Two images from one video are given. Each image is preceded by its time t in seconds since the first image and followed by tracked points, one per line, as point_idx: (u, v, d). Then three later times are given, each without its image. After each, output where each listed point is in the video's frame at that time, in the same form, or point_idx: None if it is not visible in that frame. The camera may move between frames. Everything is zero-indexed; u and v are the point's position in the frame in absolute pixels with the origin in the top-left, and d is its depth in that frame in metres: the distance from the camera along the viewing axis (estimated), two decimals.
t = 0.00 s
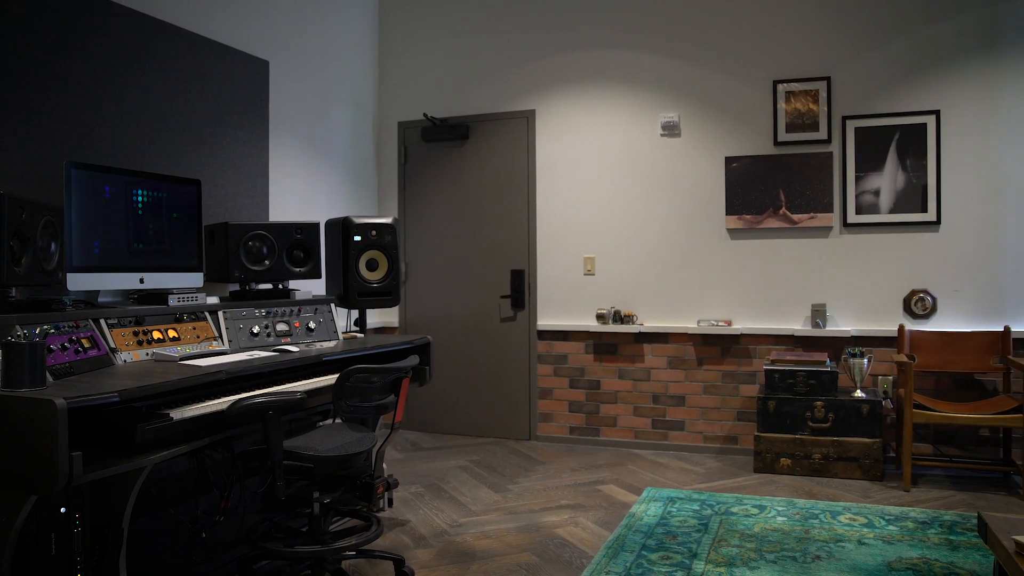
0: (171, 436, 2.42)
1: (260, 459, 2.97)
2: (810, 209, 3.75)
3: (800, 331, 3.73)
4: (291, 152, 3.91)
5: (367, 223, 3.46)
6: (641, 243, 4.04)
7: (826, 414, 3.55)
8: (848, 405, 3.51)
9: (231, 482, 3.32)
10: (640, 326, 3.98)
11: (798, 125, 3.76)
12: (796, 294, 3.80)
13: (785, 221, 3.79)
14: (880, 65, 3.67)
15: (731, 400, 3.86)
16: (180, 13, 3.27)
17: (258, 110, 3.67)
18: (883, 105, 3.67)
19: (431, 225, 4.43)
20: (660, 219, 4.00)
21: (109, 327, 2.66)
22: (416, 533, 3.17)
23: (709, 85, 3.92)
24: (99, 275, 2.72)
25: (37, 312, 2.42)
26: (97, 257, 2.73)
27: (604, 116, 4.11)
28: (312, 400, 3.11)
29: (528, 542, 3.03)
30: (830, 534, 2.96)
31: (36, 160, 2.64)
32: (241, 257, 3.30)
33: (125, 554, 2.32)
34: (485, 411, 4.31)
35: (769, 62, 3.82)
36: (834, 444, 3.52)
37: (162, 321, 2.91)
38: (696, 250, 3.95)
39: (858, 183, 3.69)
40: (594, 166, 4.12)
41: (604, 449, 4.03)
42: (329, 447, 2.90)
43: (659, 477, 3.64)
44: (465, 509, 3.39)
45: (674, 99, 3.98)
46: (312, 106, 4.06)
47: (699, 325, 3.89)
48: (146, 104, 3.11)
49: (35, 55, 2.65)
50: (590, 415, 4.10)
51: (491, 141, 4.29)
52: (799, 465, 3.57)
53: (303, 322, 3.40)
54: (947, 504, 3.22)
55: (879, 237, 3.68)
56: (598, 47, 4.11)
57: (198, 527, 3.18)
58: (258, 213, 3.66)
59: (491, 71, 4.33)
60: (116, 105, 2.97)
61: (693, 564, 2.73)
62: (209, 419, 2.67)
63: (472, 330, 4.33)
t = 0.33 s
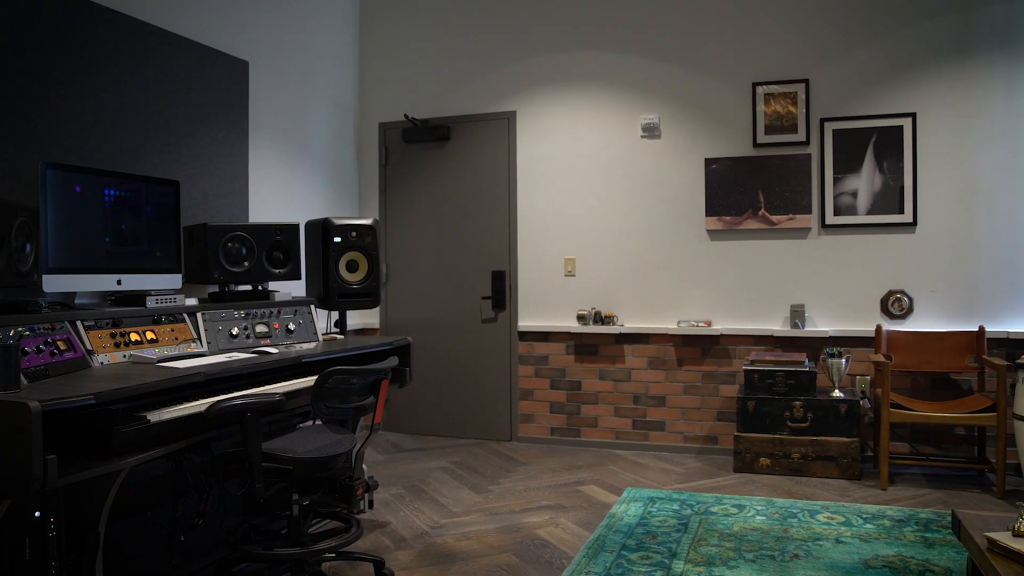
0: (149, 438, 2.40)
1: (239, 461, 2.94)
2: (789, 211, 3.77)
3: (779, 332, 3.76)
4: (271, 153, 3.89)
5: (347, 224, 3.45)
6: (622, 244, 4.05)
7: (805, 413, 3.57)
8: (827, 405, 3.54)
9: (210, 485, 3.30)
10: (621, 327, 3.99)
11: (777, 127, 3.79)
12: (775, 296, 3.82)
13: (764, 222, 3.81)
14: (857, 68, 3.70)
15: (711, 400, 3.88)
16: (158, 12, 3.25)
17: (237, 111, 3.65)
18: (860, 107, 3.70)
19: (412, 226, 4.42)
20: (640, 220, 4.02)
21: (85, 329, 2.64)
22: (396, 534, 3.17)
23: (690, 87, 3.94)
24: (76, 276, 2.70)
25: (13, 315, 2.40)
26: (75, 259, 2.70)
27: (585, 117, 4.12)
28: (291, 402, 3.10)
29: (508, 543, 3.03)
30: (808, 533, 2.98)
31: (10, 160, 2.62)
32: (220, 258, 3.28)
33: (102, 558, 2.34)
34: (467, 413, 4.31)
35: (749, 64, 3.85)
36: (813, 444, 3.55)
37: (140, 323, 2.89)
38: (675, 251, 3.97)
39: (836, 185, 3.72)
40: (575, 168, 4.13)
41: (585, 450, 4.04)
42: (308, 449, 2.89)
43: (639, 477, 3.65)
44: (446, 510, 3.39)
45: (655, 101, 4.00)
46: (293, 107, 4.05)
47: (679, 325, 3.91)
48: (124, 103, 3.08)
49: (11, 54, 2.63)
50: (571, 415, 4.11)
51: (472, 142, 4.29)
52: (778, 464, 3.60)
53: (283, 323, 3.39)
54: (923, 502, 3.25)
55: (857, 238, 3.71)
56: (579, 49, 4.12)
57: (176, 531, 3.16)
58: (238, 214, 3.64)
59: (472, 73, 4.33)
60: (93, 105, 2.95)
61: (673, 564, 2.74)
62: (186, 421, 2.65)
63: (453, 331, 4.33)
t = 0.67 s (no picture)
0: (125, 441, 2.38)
1: (217, 464, 2.92)
2: (768, 212, 3.80)
3: (758, 332, 3.78)
4: (251, 154, 3.88)
5: (327, 225, 3.45)
6: (602, 245, 4.07)
7: (784, 413, 3.60)
8: (806, 405, 3.57)
9: (189, 488, 3.27)
10: (602, 328, 4.00)
11: (756, 129, 3.81)
12: (754, 297, 3.85)
13: (743, 223, 3.84)
14: (835, 71, 3.73)
15: (691, 400, 3.90)
16: (136, 12, 3.22)
17: (216, 112, 3.63)
18: (838, 109, 3.74)
19: (394, 227, 4.42)
20: (621, 221, 4.04)
21: (62, 331, 2.62)
22: (377, 536, 3.16)
23: (670, 88, 3.96)
24: (52, 278, 2.67)
25: None
26: (52, 260, 2.68)
27: (567, 118, 4.13)
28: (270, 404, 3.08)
29: (489, 544, 3.03)
30: (787, 531, 3.00)
31: None
32: (199, 260, 3.26)
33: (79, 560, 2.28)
34: (449, 414, 4.31)
35: (728, 67, 3.87)
36: (792, 444, 3.57)
37: (118, 325, 2.86)
38: (656, 252, 3.99)
39: (815, 187, 3.75)
40: (557, 169, 4.14)
41: (567, 451, 4.04)
42: (287, 451, 2.87)
43: (620, 477, 3.67)
44: (427, 511, 3.38)
45: (635, 103, 4.01)
46: (273, 108, 4.04)
47: (660, 326, 3.92)
48: (102, 103, 3.05)
49: None
50: (552, 416, 4.12)
51: (453, 143, 4.29)
52: (758, 464, 3.62)
53: (263, 325, 3.37)
54: (901, 500, 3.28)
55: (835, 240, 3.74)
56: (561, 51, 4.13)
57: (155, 535, 3.13)
58: (217, 215, 3.62)
59: (453, 74, 4.33)
60: (70, 104, 2.92)
61: (653, 563, 2.75)
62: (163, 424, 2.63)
63: (435, 332, 4.32)
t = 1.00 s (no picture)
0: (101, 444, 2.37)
1: (195, 467, 2.90)
2: (748, 213, 3.83)
3: (738, 333, 3.81)
4: (230, 154, 3.86)
5: (307, 226, 3.44)
6: (582, 246, 4.08)
7: (763, 413, 3.62)
8: (784, 405, 3.59)
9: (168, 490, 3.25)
10: (582, 329, 4.02)
11: (736, 131, 3.84)
12: (735, 298, 3.87)
13: (723, 224, 3.86)
14: (812, 73, 3.77)
15: (672, 401, 3.92)
16: (114, 11, 3.20)
17: (195, 112, 3.61)
18: (816, 111, 3.77)
19: (375, 228, 4.41)
20: (602, 222, 4.05)
21: (37, 333, 2.59)
22: (357, 538, 3.15)
23: (650, 90, 3.98)
24: (28, 279, 2.65)
25: None
26: (29, 261, 2.66)
27: (547, 120, 4.14)
28: (248, 406, 3.07)
29: (469, 545, 3.02)
30: (766, 531, 3.02)
31: None
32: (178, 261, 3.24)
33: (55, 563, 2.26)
34: (431, 415, 4.30)
35: (708, 69, 3.89)
36: (771, 444, 3.60)
37: (95, 327, 2.84)
38: (636, 253, 4.00)
39: (794, 188, 3.78)
40: (538, 170, 4.15)
41: (548, 452, 4.05)
42: (267, 453, 2.86)
43: (601, 478, 3.68)
44: (407, 513, 3.38)
45: (616, 104, 4.03)
46: (253, 108, 4.02)
47: (640, 327, 3.94)
48: (80, 103, 3.02)
49: None
50: (534, 417, 4.13)
51: (435, 144, 4.29)
52: (737, 464, 3.64)
53: (242, 327, 3.35)
54: (878, 499, 3.31)
55: (813, 241, 3.77)
56: (543, 52, 4.14)
57: (133, 538, 3.10)
58: (196, 217, 3.60)
59: (434, 75, 4.33)
60: (47, 104, 2.88)
61: (633, 564, 2.76)
62: (140, 427, 2.61)
63: (417, 334, 4.32)
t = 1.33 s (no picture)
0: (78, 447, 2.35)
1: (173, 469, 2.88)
2: (727, 215, 3.85)
3: (718, 334, 3.83)
4: (210, 155, 3.84)
5: (287, 227, 3.44)
6: (563, 247, 4.09)
7: (744, 413, 3.64)
8: (764, 405, 3.61)
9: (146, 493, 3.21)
10: (563, 330, 4.03)
11: (716, 133, 3.86)
12: (715, 299, 3.90)
13: (702, 226, 3.88)
14: (791, 76, 3.80)
15: (652, 401, 3.94)
16: (92, 10, 3.17)
17: (175, 113, 3.59)
18: (794, 114, 3.80)
19: (356, 229, 4.40)
20: (583, 224, 4.06)
21: (12, 335, 2.57)
22: (338, 540, 3.14)
23: (631, 92, 4.00)
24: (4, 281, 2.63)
25: None
26: (4, 262, 2.64)
27: (528, 121, 4.15)
28: (227, 408, 3.05)
29: (450, 546, 3.02)
30: (746, 530, 3.04)
31: None
32: (157, 262, 3.22)
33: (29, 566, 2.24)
34: (412, 416, 4.30)
35: (688, 71, 3.92)
36: (751, 443, 3.62)
37: (72, 329, 2.81)
38: (617, 255, 4.02)
39: (773, 190, 3.81)
40: (519, 171, 4.16)
41: (529, 453, 4.06)
42: (245, 455, 2.84)
43: (582, 478, 3.69)
44: (388, 515, 3.37)
45: (596, 106, 4.05)
46: (233, 109, 4.00)
47: (621, 328, 3.95)
48: (57, 103, 2.99)
49: None
50: (515, 418, 4.13)
51: (416, 145, 4.29)
52: (718, 464, 3.66)
53: (221, 328, 3.34)
54: (856, 498, 3.34)
55: (792, 242, 3.80)
56: (524, 54, 4.15)
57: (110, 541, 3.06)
58: (175, 218, 3.58)
59: (416, 76, 4.33)
60: (24, 104, 2.85)
61: (613, 564, 2.77)
62: (117, 429, 2.59)
63: (399, 335, 4.31)
